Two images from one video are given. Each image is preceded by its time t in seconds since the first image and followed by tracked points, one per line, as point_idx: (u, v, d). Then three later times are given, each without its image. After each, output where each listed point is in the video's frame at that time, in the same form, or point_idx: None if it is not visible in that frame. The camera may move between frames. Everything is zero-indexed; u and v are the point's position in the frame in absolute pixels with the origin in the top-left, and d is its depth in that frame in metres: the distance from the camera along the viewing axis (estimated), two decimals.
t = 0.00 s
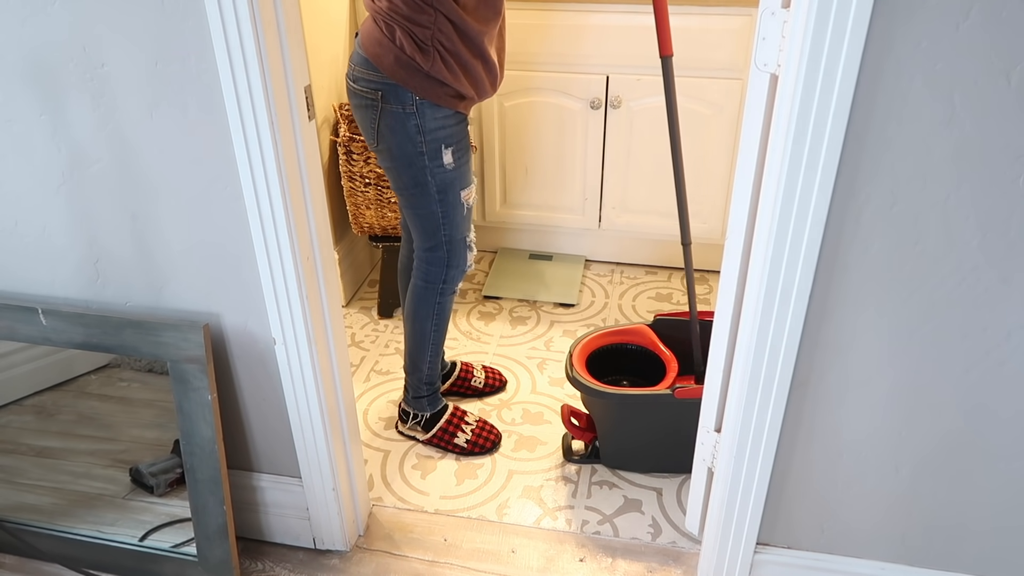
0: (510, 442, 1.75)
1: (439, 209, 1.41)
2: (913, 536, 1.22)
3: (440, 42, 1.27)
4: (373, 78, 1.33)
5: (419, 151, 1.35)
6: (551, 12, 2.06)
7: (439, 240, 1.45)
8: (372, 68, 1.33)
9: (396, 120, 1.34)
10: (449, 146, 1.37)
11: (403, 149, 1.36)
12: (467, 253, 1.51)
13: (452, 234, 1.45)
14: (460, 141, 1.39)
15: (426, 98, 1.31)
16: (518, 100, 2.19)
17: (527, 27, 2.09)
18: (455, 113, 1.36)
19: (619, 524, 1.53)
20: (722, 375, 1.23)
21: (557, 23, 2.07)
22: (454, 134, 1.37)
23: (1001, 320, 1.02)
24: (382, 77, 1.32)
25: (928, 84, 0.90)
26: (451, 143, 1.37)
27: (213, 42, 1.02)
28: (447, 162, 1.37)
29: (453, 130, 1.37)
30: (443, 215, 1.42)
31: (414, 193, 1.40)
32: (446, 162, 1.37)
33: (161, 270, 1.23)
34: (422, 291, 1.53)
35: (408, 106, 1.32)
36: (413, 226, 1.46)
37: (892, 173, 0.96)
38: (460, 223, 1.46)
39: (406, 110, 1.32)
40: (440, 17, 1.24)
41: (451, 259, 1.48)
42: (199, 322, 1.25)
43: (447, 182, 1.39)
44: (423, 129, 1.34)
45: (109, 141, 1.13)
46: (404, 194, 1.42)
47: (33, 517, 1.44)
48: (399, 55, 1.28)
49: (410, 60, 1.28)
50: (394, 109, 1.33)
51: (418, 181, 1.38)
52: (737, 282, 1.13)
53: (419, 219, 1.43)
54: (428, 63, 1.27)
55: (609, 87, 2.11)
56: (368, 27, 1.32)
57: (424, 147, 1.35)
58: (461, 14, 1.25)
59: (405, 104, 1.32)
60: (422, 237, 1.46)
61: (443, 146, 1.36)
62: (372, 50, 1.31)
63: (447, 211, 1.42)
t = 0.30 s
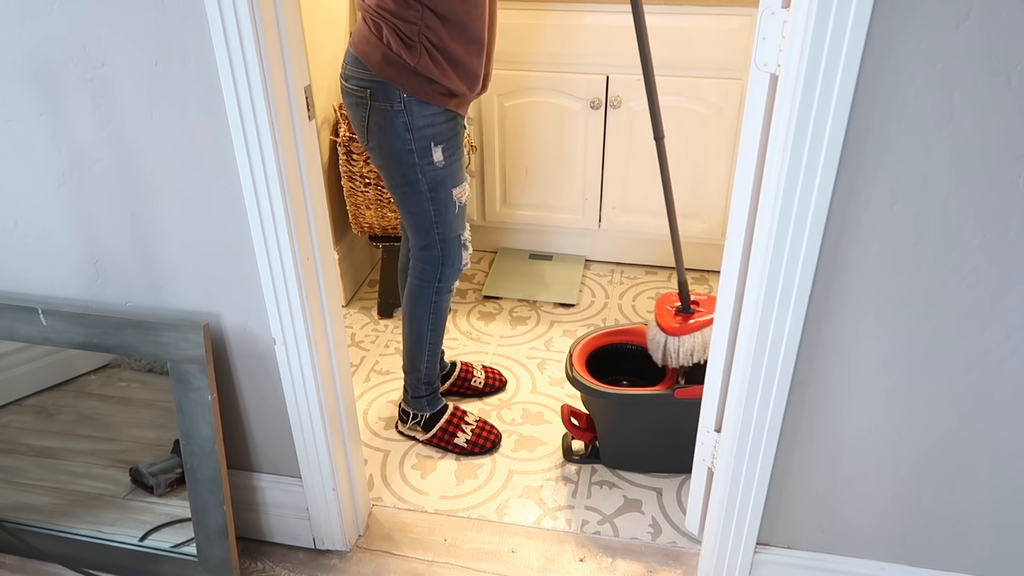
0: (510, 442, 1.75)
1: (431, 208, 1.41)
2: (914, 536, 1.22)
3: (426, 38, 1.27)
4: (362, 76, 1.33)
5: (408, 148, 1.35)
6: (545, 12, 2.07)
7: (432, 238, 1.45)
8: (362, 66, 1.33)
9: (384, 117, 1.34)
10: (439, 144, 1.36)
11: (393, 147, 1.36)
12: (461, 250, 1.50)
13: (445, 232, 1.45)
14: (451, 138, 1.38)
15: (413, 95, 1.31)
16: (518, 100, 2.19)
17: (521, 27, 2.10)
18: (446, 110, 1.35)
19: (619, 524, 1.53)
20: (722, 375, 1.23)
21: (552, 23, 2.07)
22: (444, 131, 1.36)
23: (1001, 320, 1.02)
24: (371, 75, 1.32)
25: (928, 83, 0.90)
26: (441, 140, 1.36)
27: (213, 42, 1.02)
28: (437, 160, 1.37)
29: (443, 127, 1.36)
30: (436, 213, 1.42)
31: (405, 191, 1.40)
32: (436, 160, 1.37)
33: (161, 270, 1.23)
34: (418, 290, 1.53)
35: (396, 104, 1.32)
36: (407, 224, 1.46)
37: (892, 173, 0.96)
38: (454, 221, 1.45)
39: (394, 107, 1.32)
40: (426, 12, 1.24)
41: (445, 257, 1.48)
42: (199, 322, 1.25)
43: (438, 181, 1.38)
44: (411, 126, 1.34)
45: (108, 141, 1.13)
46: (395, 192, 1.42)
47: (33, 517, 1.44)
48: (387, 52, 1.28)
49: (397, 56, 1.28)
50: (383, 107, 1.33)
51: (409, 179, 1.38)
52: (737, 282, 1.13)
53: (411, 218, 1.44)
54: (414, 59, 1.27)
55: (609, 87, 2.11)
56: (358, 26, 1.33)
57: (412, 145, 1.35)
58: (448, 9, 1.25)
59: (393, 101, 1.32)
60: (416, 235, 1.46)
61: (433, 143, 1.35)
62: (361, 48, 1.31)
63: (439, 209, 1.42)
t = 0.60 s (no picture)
0: (510, 442, 1.75)
1: (434, 202, 1.41)
2: (914, 536, 1.22)
3: (411, 34, 1.26)
4: (354, 73, 1.35)
5: (401, 143, 1.35)
6: (541, 12, 2.07)
7: (441, 232, 1.45)
8: (353, 64, 1.34)
9: (375, 114, 1.35)
10: (432, 137, 1.35)
11: (386, 143, 1.37)
12: (474, 246, 1.49)
13: (453, 226, 1.44)
14: (445, 129, 1.37)
15: (401, 90, 1.31)
16: (518, 100, 2.19)
17: (516, 28, 2.10)
18: (436, 104, 1.34)
19: (619, 524, 1.53)
20: (722, 375, 1.23)
21: (548, 23, 2.08)
22: (436, 123, 1.36)
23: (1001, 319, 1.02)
24: (361, 72, 1.33)
25: (928, 83, 0.90)
26: (434, 132, 1.36)
27: (213, 42, 1.02)
28: (432, 153, 1.36)
29: (434, 120, 1.35)
30: (441, 208, 1.42)
31: (406, 188, 1.40)
32: (430, 153, 1.36)
33: (161, 270, 1.23)
34: (429, 287, 1.53)
35: (385, 99, 1.33)
36: (414, 222, 1.46)
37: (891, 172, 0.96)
38: (461, 214, 1.44)
39: (382, 103, 1.33)
40: (411, 9, 1.25)
41: (456, 252, 1.47)
42: (199, 322, 1.25)
43: (437, 174, 1.38)
44: (400, 121, 1.34)
45: (108, 142, 1.13)
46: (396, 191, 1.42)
47: (33, 517, 1.44)
48: (374, 48, 1.29)
49: (384, 52, 1.28)
50: (372, 103, 1.34)
51: (407, 175, 1.38)
52: (737, 282, 1.13)
53: (416, 214, 1.44)
54: (399, 54, 1.27)
55: (609, 87, 2.11)
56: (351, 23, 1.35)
57: (404, 139, 1.35)
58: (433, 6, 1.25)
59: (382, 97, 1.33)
60: (424, 232, 1.46)
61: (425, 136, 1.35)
62: (353, 44, 1.33)
63: (442, 202, 1.41)
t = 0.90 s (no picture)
0: (510, 442, 1.75)
1: (492, 173, 1.35)
2: (914, 536, 1.22)
3: (420, 34, 1.28)
4: (371, 79, 1.37)
5: (435, 133, 1.34)
6: (552, 12, 2.07)
7: (516, 200, 1.37)
8: (369, 71, 1.37)
9: (400, 115, 1.35)
10: (463, 115, 1.33)
11: (420, 138, 1.36)
12: (559, 203, 1.41)
13: (525, 188, 1.36)
14: (472, 104, 1.34)
15: (417, 86, 1.32)
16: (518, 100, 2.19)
17: (528, 28, 2.09)
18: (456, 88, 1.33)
19: (619, 524, 1.53)
20: (722, 375, 1.23)
21: (561, 23, 2.07)
22: (461, 101, 1.33)
23: (1001, 320, 1.02)
24: (377, 78, 1.35)
25: (928, 82, 0.90)
26: (464, 110, 1.33)
27: (213, 42, 1.02)
28: (468, 129, 1.33)
29: (458, 100, 1.33)
30: (503, 176, 1.35)
31: (461, 173, 1.37)
32: (466, 129, 1.33)
33: (161, 270, 1.23)
34: (525, 254, 1.46)
35: (405, 98, 1.33)
36: (486, 202, 1.41)
37: (891, 172, 0.96)
38: (529, 174, 1.36)
39: (403, 102, 1.34)
40: (420, 9, 1.27)
41: (539, 214, 1.39)
42: (199, 322, 1.25)
43: (483, 144, 1.33)
44: (426, 113, 1.33)
45: (108, 142, 1.13)
46: (451, 181, 1.40)
47: (33, 517, 1.44)
48: (384, 49, 1.31)
49: (394, 53, 1.30)
50: (395, 105, 1.35)
51: (455, 160, 1.35)
52: (737, 282, 1.13)
53: (483, 193, 1.39)
54: (409, 52, 1.28)
55: (608, 87, 2.11)
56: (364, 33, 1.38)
57: (436, 128, 1.34)
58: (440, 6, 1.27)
59: (402, 96, 1.33)
60: (501, 206, 1.40)
61: (455, 117, 1.33)
62: (366, 51, 1.35)
63: (502, 170, 1.35)
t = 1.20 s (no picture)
0: (510, 442, 1.75)
1: (504, 189, 1.36)
2: (914, 536, 1.22)
3: (454, 40, 1.27)
4: (395, 79, 1.34)
5: (456, 141, 1.34)
6: (567, 13, 2.06)
7: (519, 217, 1.39)
8: (392, 70, 1.34)
9: (423, 118, 1.34)
10: (486, 128, 1.33)
11: (439, 143, 1.35)
12: (554, 223, 1.43)
13: (530, 208, 1.39)
14: (497, 120, 1.35)
15: (447, 92, 1.30)
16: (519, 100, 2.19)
17: (541, 28, 2.09)
18: (483, 101, 1.34)
19: (619, 524, 1.53)
20: (722, 374, 1.23)
21: (576, 23, 2.06)
22: (487, 115, 1.34)
23: (1001, 319, 1.02)
24: (404, 78, 1.33)
25: (928, 82, 0.90)
26: (488, 124, 1.34)
27: (213, 42, 1.02)
28: (489, 143, 1.34)
29: (485, 114, 1.34)
30: (512, 193, 1.37)
31: (472, 183, 1.37)
32: (487, 142, 1.34)
33: (161, 270, 1.23)
34: (513, 271, 1.47)
35: (432, 102, 1.32)
36: (489, 217, 1.42)
37: (892, 172, 0.96)
38: (534, 195, 1.39)
39: (432, 106, 1.33)
40: (455, 15, 1.26)
41: (538, 234, 1.41)
42: (199, 322, 1.25)
43: (501, 159, 1.34)
44: (453, 120, 1.33)
45: (108, 142, 1.13)
46: (461, 189, 1.39)
47: (33, 517, 1.44)
48: (416, 52, 1.28)
49: (428, 57, 1.27)
50: (420, 108, 1.34)
51: (471, 169, 1.35)
52: (736, 282, 1.13)
53: (489, 207, 1.39)
54: (444, 58, 1.27)
55: (609, 87, 2.11)
56: (385, 31, 1.34)
57: (460, 137, 1.34)
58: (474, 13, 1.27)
59: (429, 100, 1.32)
60: (503, 222, 1.41)
61: (479, 129, 1.33)
62: (390, 51, 1.32)
63: (512, 187, 1.36)
